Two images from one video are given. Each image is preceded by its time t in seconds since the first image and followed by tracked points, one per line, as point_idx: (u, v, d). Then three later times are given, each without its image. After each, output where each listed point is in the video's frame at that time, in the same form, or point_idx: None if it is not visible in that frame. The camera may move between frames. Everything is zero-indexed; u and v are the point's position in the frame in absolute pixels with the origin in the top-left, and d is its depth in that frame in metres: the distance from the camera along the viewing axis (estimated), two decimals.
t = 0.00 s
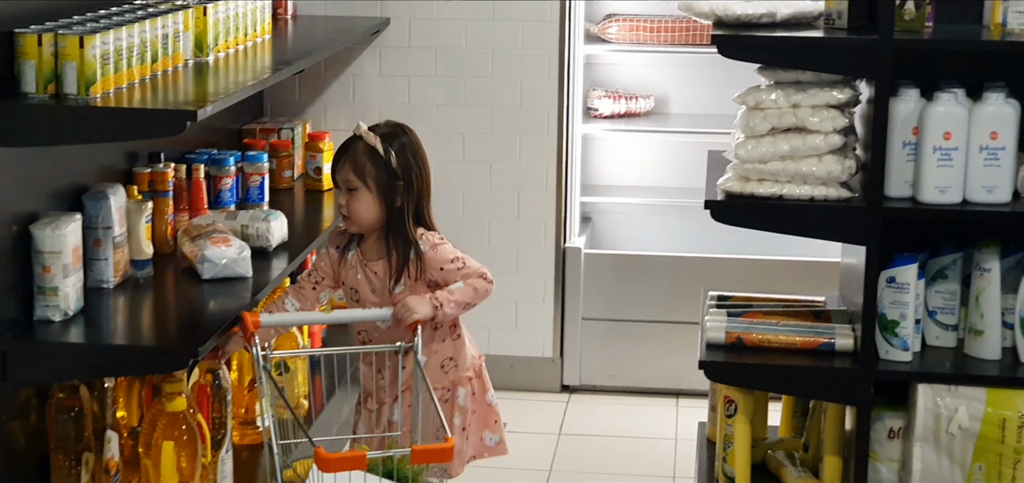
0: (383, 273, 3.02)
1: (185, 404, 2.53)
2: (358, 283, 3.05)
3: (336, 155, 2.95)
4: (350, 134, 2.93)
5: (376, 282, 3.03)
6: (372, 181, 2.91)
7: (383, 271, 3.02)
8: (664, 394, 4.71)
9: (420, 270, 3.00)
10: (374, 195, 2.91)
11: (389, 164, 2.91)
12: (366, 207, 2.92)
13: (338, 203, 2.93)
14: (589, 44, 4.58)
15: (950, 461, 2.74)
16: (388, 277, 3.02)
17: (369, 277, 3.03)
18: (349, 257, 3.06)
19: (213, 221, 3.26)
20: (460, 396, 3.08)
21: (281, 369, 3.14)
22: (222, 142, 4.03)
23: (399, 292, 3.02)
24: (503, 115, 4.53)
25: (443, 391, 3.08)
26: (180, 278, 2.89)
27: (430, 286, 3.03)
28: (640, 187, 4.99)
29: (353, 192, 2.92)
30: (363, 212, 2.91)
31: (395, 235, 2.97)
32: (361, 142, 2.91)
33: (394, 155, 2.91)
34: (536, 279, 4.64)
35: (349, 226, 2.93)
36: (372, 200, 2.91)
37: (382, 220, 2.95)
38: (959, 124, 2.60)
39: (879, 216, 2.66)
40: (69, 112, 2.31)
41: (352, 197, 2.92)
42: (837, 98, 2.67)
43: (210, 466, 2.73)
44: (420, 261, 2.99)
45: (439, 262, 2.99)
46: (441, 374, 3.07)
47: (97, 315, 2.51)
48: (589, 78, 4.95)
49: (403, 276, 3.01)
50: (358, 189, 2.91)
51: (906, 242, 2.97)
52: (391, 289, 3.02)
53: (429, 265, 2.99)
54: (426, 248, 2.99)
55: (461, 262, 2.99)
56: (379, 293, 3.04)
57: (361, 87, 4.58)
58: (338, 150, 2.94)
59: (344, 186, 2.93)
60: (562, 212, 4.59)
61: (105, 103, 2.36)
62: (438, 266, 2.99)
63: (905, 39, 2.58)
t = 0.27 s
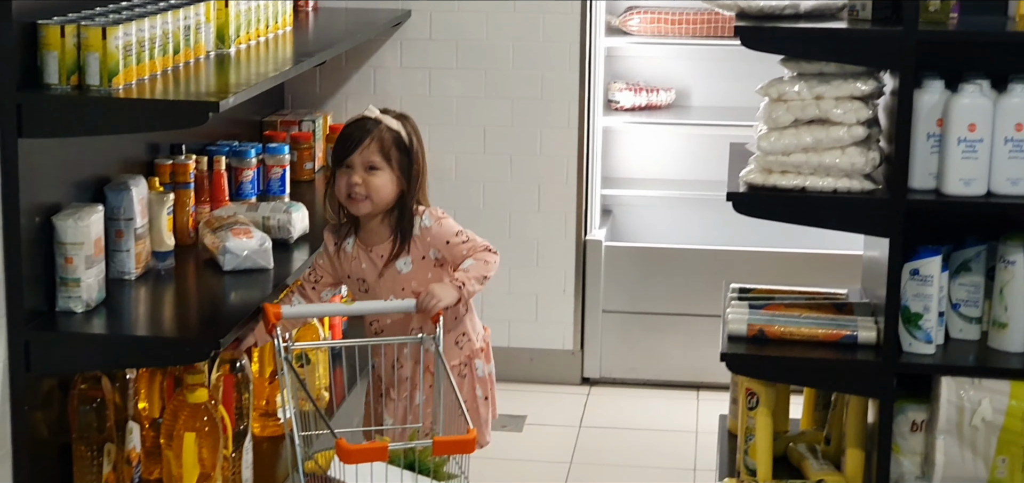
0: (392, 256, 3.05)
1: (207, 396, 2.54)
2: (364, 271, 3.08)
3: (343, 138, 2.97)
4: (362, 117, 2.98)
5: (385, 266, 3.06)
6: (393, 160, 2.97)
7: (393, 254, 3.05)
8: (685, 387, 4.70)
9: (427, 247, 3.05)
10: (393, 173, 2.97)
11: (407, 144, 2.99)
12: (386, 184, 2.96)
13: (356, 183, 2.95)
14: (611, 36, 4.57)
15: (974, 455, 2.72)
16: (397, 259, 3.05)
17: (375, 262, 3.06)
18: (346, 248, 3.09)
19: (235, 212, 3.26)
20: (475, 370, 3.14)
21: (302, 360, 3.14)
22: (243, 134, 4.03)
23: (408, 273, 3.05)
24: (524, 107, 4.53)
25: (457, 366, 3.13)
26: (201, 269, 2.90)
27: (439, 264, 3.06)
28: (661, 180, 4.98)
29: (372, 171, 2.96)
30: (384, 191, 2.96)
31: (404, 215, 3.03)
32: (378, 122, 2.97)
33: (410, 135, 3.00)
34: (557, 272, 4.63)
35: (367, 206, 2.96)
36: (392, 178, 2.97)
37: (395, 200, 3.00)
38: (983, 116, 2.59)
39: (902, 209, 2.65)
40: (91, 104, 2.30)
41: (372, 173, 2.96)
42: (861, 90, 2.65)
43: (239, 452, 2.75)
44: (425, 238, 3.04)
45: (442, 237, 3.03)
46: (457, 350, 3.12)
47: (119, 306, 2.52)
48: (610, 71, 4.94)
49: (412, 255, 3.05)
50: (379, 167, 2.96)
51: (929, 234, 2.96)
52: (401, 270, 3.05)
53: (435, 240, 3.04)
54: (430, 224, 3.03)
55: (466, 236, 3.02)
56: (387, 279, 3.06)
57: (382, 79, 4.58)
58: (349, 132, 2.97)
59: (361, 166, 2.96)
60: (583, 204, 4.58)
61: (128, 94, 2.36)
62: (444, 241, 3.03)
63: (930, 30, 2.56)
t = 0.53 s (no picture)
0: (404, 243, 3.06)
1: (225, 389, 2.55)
2: (375, 259, 3.08)
3: (356, 126, 2.96)
4: (375, 104, 2.97)
5: (397, 253, 3.06)
6: (408, 147, 2.98)
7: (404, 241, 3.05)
8: (703, 379, 4.69)
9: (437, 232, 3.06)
10: (409, 159, 2.98)
11: (420, 132, 3.01)
12: (402, 171, 2.96)
13: (373, 169, 2.94)
14: (628, 28, 4.56)
15: (993, 448, 2.71)
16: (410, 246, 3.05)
17: (387, 249, 3.07)
18: (357, 237, 3.08)
19: (252, 205, 3.27)
20: (490, 355, 3.14)
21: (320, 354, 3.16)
22: (261, 127, 4.04)
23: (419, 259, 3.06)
24: (541, 99, 4.52)
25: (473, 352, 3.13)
26: (218, 262, 2.90)
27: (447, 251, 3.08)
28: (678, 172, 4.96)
29: (389, 158, 2.96)
30: (400, 177, 2.96)
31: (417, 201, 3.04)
32: (389, 110, 2.97)
33: (422, 122, 3.02)
34: (574, 264, 4.63)
35: (383, 192, 2.95)
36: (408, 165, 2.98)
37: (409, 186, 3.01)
38: (1003, 108, 2.57)
39: (921, 201, 2.63)
40: (109, 97, 2.31)
41: (389, 160, 2.96)
42: (880, 82, 2.64)
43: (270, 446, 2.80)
44: (435, 224, 3.06)
45: (450, 223, 3.05)
46: (470, 335, 3.12)
47: (137, 299, 2.53)
48: (627, 63, 4.93)
49: (423, 240, 3.06)
50: (395, 154, 2.96)
51: (949, 227, 2.94)
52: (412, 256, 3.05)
53: (444, 225, 3.05)
54: (439, 209, 3.05)
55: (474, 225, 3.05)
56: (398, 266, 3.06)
57: (400, 71, 4.58)
58: (362, 120, 2.96)
59: (377, 153, 2.96)
60: (600, 197, 4.57)
61: (145, 87, 2.36)
62: (452, 228, 3.05)
63: (949, 22, 2.54)
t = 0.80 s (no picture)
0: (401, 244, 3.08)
1: (226, 386, 2.56)
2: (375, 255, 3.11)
3: (363, 122, 3.00)
4: (381, 100, 3.01)
5: (393, 254, 3.08)
6: (414, 143, 3.02)
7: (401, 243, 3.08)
8: (705, 375, 4.69)
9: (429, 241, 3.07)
10: (415, 155, 3.02)
11: (425, 129, 3.05)
12: (408, 167, 3.00)
13: (380, 165, 2.98)
14: (629, 25, 4.56)
15: (994, 443, 2.71)
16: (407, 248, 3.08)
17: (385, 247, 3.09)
18: (359, 231, 3.12)
19: (254, 202, 3.27)
20: (492, 351, 3.12)
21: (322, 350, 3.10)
22: (262, 124, 4.05)
23: (414, 262, 3.08)
24: (542, 96, 4.52)
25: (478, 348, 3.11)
26: (220, 259, 2.91)
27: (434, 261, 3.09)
28: (680, 168, 4.97)
29: (395, 154, 3.00)
30: (406, 173, 3.00)
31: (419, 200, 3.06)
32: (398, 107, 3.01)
33: (427, 119, 3.06)
34: (576, 260, 4.63)
35: (389, 189, 2.99)
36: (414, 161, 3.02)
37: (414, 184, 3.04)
38: (1002, 105, 2.57)
39: (921, 197, 2.63)
40: (109, 95, 2.31)
41: (395, 156, 3.00)
42: (880, 79, 2.64)
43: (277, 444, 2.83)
44: (430, 231, 3.06)
45: (444, 234, 3.06)
46: (474, 334, 3.10)
47: (138, 297, 2.53)
48: (629, 60, 4.93)
49: (418, 244, 3.07)
50: (402, 150, 3.00)
51: (949, 222, 2.94)
52: (408, 258, 3.07)
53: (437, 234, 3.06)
54: (437, 217, 3.06)
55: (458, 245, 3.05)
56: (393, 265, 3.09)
57: (401, 68, 4.58)
58: (369, 116, 3.00)
59: (384, 149, 3.00)
60: (602, 193, 4.58)
61: (145, 85, 2.37)
62: (438, 242, 3.06)
63: (948, 18, 2.54)
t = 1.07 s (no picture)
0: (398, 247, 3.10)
1: (228, 382, 2.56)
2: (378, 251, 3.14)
3: (380, 118, 3.06)
4: (399, 99, 3.07)
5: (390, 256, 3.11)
6: (428, 143, 3.07)
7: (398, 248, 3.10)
8: (707, 370, 4.70)
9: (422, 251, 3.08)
10: (428, 157, 3.06)
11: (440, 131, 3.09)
12: (419, 166, 3.04)
13: (390, 160, 3.02)
14: (632, 20, 4.55)
15: (995, 437, 2.71)
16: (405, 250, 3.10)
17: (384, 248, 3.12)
18: (366, 227, 3.15)
19: (257, 198, 3.26)
20: (490, 350, 3.13)
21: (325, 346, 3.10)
22: (265, 119, 4.05)
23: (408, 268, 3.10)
24: (545, 91, 4.53)
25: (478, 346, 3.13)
26: (222, 255, 2.91)
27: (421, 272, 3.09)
28: (683, 163, 4.97)
29: (407, 152, 3.04)
30: (417, 172, 3.04)
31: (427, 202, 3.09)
32: (417, 106, 3.07)
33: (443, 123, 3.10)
34: (579, 255, 4.63)
35: (399, 185, 3.03)
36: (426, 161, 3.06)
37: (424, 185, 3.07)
38: (1003, 99, 2.57)
39: (922, 191, 2.63)
40: (111, 91, 2.32)
41: (407, 153, 3.04)
42: (881, 73, 2.65)
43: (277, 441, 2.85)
44: (430, 240, 3.07)
45: (436, 247, 3.06)
46: (473, 332, 3.13)
47: (141, 292, 2.54)
48: (632, 55, 4.92)
49: (412, 252, 3.09)
50: (414, 148, 3.05)
51: (951, 217, 2.94)
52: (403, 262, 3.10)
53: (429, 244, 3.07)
54: (434, 229, 3.06)
55: (447, 260, 3.06)
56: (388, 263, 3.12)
57: (404, 64, 4.58)
58: (386, 113, 3.06)
59: (397, 146, 3.04)
60: (604, 188, 4.58)
61: (147, 80, 2.37)
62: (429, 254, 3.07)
63: (950, 13, 2.54)
